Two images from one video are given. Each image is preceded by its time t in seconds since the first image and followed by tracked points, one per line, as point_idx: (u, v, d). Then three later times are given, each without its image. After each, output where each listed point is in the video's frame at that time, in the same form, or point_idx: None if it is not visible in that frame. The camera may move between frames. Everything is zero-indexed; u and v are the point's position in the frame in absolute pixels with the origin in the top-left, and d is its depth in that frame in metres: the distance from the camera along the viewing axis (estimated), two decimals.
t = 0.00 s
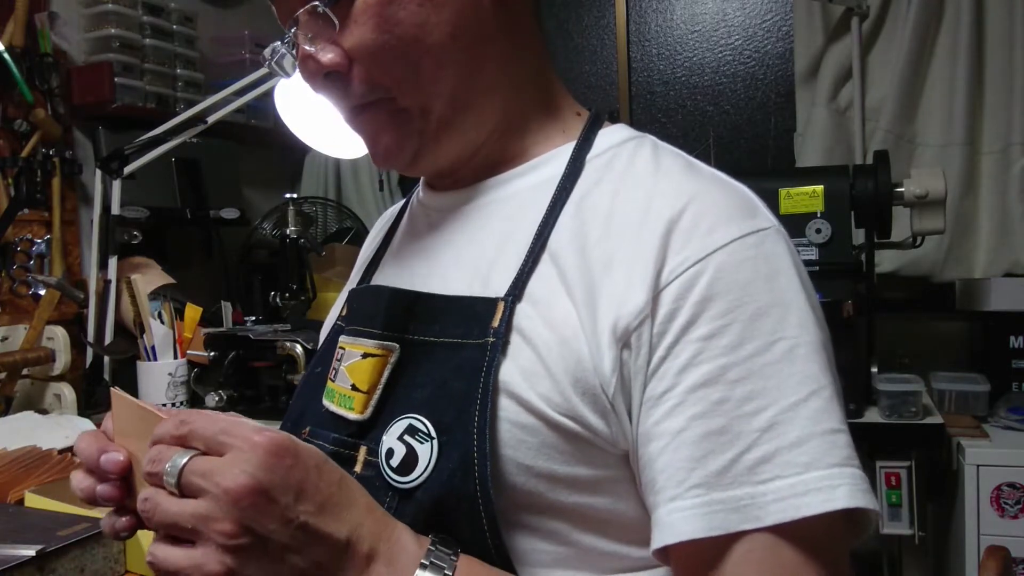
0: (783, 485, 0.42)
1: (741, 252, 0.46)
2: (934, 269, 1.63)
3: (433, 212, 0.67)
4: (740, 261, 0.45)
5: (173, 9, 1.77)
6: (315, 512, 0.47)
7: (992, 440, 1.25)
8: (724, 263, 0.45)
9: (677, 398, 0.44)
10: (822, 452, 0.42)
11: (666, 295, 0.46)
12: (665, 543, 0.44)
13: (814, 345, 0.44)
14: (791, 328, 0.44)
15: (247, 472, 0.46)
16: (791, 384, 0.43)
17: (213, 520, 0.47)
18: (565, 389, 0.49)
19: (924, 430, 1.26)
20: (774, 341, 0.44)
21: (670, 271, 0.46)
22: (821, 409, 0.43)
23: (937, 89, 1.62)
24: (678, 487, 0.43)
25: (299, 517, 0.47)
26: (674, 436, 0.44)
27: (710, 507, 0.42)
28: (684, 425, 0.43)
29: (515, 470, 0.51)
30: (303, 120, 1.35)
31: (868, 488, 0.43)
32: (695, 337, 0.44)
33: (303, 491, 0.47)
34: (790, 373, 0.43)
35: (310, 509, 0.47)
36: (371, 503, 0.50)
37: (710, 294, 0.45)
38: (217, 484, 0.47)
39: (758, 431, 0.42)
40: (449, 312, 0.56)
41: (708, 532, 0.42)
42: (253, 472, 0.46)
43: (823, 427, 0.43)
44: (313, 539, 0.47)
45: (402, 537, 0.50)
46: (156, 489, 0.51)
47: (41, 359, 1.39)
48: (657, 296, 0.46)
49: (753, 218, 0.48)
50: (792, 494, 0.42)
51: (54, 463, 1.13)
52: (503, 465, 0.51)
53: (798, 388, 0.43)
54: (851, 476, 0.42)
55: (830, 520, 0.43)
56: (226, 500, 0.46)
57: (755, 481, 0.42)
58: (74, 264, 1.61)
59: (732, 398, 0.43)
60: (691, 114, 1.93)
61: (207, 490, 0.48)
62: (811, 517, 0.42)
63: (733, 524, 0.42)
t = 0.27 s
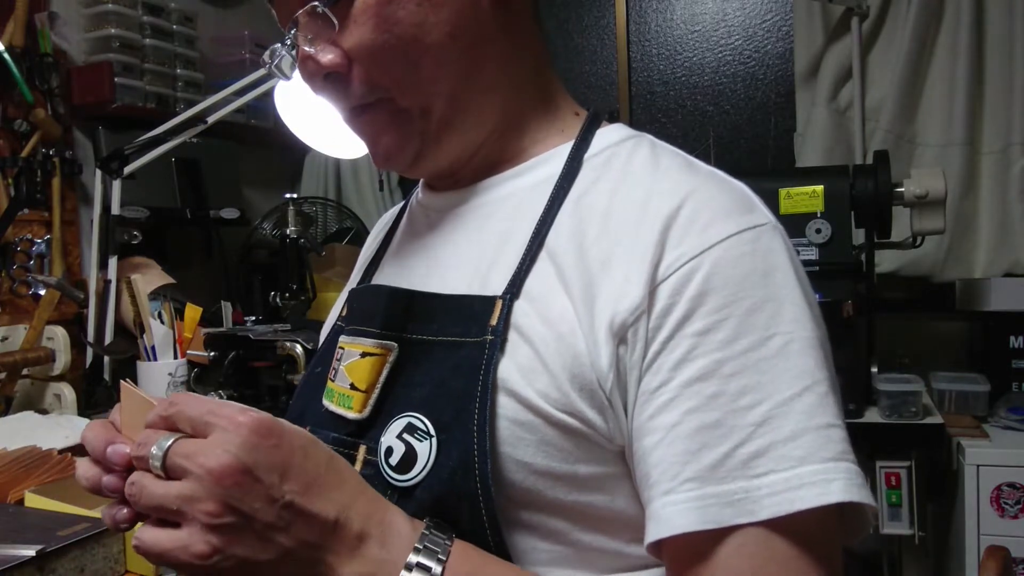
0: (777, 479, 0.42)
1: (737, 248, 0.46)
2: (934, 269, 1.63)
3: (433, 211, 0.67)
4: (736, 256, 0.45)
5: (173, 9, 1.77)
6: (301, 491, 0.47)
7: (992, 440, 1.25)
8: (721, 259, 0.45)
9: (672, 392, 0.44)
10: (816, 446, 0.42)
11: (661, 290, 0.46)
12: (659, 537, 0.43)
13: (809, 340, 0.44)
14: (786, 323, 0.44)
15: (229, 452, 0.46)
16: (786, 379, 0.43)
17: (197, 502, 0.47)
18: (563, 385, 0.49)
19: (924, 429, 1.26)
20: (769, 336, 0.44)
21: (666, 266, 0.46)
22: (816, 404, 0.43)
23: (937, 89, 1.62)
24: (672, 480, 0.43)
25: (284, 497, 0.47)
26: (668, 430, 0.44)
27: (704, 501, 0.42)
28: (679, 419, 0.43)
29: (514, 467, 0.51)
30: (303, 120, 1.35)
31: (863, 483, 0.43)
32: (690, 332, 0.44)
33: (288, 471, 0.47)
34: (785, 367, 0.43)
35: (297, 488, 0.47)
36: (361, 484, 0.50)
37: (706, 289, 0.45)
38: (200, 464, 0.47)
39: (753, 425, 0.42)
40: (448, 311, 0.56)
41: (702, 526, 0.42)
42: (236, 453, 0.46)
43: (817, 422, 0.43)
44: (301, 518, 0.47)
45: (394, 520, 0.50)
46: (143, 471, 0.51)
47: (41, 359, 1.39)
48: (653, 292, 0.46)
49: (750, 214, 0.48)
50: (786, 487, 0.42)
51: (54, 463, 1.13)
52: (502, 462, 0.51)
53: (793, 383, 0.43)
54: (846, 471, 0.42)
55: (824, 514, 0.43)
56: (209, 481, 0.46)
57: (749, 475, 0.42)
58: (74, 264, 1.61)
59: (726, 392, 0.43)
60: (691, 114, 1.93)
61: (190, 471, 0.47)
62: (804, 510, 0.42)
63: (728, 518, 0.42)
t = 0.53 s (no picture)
0: (768, 475, 0.42)
1: (732, 245, 0.45)
2: (934, 269, 1.63)
3: (432, 211, 0.67)
4: (731, 252, 0.45)
5: (173, 9, 1.78)
6: (292, 466, 0.47)
7: (992, 440, 1.25)
8: (716, 255, 0.45)
9: (665, 387, 0.44)
10: (808, 443, 0.42)
11: (656, 287, 0.46)
12: (648, 532, 0.43)
13: (804, 338, 0.44)
14: (780, 320, 0.44)
15: (222, 428, 0.46)
16: (779, 376, 0.43)
17: (189, 473, 0.46)
18: (562, 383, 0.49)
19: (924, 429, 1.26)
20: (763, 333, 0.44)
21: (662, 263, 0.47)
22: (808, 400, 0.43)
23: (937, 89, 1.62)
24: (662, 475, 0.43)
25: (275, 469, 0.47)
26: (660, 425, 0.44)
27: (693, 496, 0.42)
28: (671, 415, 0.43)
29: (514, 466, 0.51)
30: (303, 120, 1.35)
31: (856, 481, 0.43)
32: (684, 328, 0.44)
33: (280, 447, 0.47)
34: (779, 364, 0.43)
35: (287, 464, 0.47)
36: (347, 468, 0.50)
37: (700, 286, 0.45)
38: (192, 437, 0.47)
39: (744, 421, 0.42)
40: (447, 310, 0.56)
41: (692, 521, 0.42)
42: (229, 428, 0.46)
43: (809, 418, 0.42)
44: (293, 491, 0.47)
45: (387, 507, 0.50)
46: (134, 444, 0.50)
47: (41, 359, 1.39)
48: (648, 289, 0.46)
49: (747, 211, 0.48)
50: (777, 483, 0.41)
51: (54, 463, 1.13)
52: (502, 461, 0.51)
53: (786, 379, 0.43)
54: (838, 468, 0.42)
55: (816, 511, 0.42)
56: (201, 452, 0.46)
57: (740, 471, 0.42)
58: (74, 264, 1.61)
59: (719, 388, 0.43)
60: (691, 114, 1.93)
61: (183, 443, 0.47)
62: (794, 507, 0.41)
63: (717, 514, 0.42)
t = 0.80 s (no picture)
0: (765, 473, 0.42)
1: (732, 244, 0.46)
2: (934, 269, 1.63)
3: (432, 211, 0.67)
4: (730, 251, 0.45)
5: (173, 9, 1.78)
6: (288, 460, 0.47)
7: (992, 440, 1.25)
8: (715, 254, 0.45)
9: (662, 386, 0.44)
10: (805, 441, 0.42)
11: (655, 286, 0.46)
12: (646, 530, 0.43)
13: (803, 337, 0.44)
14: (778, 319, 0.44)
15: (220, 419, 0.47)
16: (777, 374, 0.43)
17: (186, 463, 0.47)
18: (562, 382, 0.49)
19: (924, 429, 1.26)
20: (761, 331, 0.44)
21: (662, 262, 0.47)
22: (806, 399, 0.43)
23: (937, 90, 1.62)
24: (660, 473, 0.43)
25: (271, 461, 0.47)
26: (658, 424, 0.44)
27: (691, 494, 0.42)
28: (669, 413, 0.43)
29: (515, 465, 0.51)
30: (303, 120, 1.35)
31: (854, 480, 0.43)
32: (682, 327, 0.44)
33: (276, 437, 0.48)
34: (777, 363, 0.43)
35: (283, 455, 0.47)
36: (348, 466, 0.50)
37: (698, 285, 0.45)
38: (191, 428, 0.47)
39: (742, 419, 0.42)
40: (448, 310, 0.56)
41: (689, 519, 0.42)
42: (226, 419, 0.47)
43: (807, 417, 0.42)
44: (287, 483, 0.47)
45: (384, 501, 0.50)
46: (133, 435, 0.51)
47: (41, 359, 1.39)
48: (647, 288, 0.47)
49: (746, 211, 0.48)
50: (774, 481, 0.41)
51: (54, 463, 1.13)
52: (503, 460, 0.51)
53: (785, 378, 0.43)
54: (835, 466, 0.42)
55: (814, 508, 0.42)
56: (198, 443, 0.47)
57: (737, 469, 0.42)
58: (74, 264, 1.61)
59: (716, 386, 0.43)
60: (691, 114, 1.93)
61: (180, 434, 0.48)
62: (792, 505, 0.41)
63: (715, 512, 0.42)
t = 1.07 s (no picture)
0: (759, 471, 0.41)
1: (730, 242, 0.46)
2: (934, 269, 1.63)
3: (433, 211, 0.67)
4: (729, 250, 0.45)
5: (173, 9, 1.77)
6: (287, 457, 0.48)
7: (991, 440, 1.25)
8: (713, 253, 0.45)
9: (658, 383, 0.44)
10: (800, 439, 0.42)
11: (654, 284, 0.46)
12: (640, 526, 0.43)
13: (801, 336, 0.44)
14: (776, 317, 0.44)
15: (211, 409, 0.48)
16: (773, 372, 0.43)
17: (178, 451, 0.48)
18: (563, 381, 0.49)
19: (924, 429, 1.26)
20: (758, 329, 0.44)
21: (661, 261, 0.47)
22: (802, 397, 0.42)
23: (937, 89, 1.62)
24: (655, 470, 0.43)
25: (262, 448, 0.47)
26: (654, 420, 0.44)
27: (684, 490, 0.42)
28: (665, 410, 0.43)
29: (515, 464, 0.51)
30: (303, 120, 1.35)
31: (849, 480, 0.42)
32: (680, 325, 0.44)
33: (268, 425, 0.48)
34: (773, 361, 0.43)
35: (274, 441, 0.48)
36: (345, 456, 0.50)
37: (696, 283, 0.45)
38: (183, 417, 0.48)
39: (737, 417, 0.42)
40: (449, 310, 0.56)
41: (682, 515, 0.42)
42: (217, 409, 0.48)
43: (802, 416, 0.42)
44: (280, 469, 0.48)
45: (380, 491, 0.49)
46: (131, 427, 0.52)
47: (41, 358, 1.39)
48: (646, 286, 0.47)
49: (746, 210, 0.48)
50: (767, 479, 0.41)
51: (54, 463, 1.13)
52: (504, 460, 0.51)
53: (781, 376, 0.43)
54: (829, 465, 0.42)
55: (809, 507, 0.42)
56: (190, 430, 0.48)
57: (731, 466, 0.42)
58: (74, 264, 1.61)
59: (712, 383, 0.43)
60: (691, 114, 1.93)
61: (173, 423, 0.49)
62: (785, 503, 0.41)
63: (708, 508, 0.42)
